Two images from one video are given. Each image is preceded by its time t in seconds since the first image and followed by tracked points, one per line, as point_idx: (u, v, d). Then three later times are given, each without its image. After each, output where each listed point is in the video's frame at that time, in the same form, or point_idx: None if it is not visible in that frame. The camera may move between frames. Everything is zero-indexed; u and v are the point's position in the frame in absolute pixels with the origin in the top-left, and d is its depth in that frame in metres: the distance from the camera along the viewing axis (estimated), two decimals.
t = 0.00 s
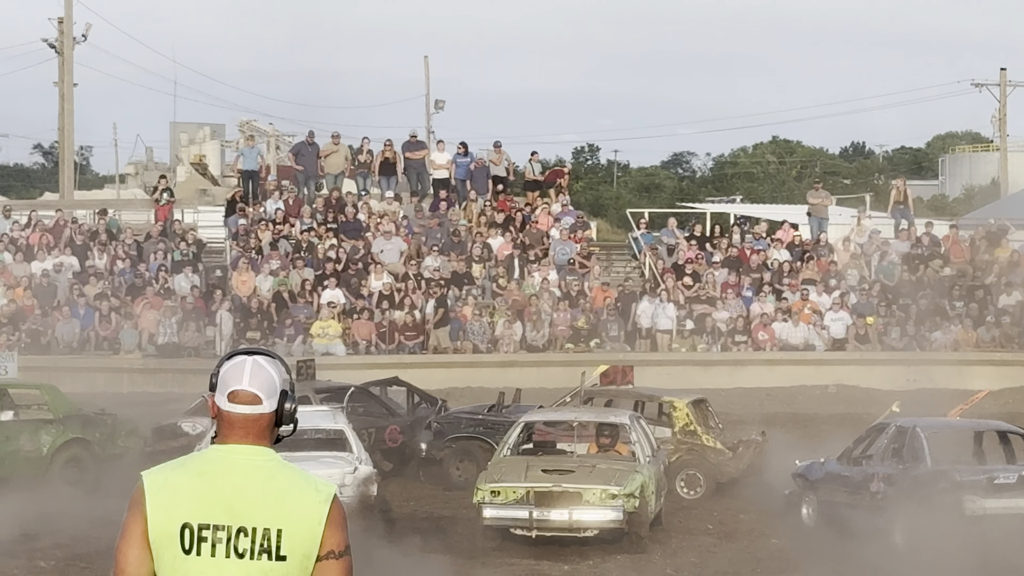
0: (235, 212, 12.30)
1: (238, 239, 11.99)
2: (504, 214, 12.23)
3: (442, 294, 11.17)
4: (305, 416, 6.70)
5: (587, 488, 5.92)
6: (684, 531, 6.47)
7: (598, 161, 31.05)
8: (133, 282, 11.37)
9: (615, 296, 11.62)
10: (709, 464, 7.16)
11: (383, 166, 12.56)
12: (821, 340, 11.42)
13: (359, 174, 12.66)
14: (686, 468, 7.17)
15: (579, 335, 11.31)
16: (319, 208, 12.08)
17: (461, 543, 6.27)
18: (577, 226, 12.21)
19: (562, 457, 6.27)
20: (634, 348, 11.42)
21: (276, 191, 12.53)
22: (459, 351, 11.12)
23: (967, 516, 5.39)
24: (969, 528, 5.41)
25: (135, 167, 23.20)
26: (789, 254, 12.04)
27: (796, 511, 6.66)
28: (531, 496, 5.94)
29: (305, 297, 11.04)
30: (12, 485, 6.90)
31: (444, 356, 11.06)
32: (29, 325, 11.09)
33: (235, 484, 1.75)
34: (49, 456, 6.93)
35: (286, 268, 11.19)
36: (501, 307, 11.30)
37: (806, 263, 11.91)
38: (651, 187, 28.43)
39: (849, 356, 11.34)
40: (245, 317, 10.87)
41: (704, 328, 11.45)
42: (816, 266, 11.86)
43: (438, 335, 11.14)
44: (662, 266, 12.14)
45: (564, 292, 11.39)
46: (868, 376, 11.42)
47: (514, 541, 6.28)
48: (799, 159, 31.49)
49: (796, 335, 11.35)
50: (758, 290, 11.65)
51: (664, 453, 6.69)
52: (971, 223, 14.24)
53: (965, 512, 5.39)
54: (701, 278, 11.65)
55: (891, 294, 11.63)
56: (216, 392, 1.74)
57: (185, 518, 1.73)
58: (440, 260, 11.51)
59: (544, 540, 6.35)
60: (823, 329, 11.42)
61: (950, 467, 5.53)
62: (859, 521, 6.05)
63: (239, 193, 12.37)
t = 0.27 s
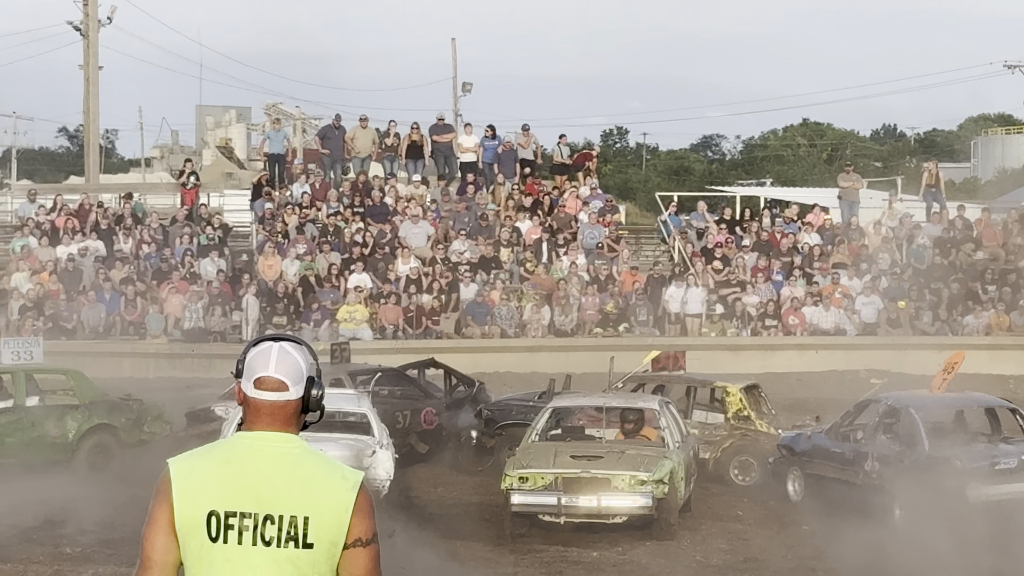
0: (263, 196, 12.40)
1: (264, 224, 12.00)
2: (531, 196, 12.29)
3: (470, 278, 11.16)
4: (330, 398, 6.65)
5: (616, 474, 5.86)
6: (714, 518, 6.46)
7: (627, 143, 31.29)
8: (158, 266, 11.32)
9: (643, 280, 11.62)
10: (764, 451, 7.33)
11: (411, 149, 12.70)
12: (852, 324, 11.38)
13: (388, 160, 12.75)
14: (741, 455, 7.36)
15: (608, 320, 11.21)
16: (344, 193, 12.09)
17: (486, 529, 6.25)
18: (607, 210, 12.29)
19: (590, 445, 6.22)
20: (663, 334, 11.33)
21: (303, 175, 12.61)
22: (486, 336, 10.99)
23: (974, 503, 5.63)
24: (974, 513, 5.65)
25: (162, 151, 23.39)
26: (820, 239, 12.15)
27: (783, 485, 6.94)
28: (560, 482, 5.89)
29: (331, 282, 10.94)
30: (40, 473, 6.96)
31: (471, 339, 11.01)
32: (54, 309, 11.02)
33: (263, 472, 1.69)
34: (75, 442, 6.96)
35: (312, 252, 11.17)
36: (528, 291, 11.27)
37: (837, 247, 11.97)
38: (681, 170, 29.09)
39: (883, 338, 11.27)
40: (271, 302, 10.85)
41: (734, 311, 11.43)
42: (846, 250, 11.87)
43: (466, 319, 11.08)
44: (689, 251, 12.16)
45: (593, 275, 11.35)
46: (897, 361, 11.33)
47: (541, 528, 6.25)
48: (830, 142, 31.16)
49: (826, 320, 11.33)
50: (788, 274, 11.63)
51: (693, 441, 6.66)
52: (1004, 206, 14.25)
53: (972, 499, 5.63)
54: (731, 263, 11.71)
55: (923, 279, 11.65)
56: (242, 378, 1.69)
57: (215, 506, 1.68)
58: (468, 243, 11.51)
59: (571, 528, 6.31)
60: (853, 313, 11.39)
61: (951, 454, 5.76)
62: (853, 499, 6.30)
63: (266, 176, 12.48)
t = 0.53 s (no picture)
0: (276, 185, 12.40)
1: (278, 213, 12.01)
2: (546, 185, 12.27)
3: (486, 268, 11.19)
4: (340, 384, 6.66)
5: (630, 465, 5.86)
6: (729, 509, 6.47)
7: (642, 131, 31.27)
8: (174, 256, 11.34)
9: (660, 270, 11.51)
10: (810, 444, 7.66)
11: (425, 138, 12.71)
12: (865, 314, 11.36)
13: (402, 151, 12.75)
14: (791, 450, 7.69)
15: (623, 310, 11.25)
16: (358, 182, 12.11)
17: (501, 518, 6.26)
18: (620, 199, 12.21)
19: (606, 435, 6.21)
20: (679, 325, 11.31)
21: (317, 164, 12.60)
22: (504, 328, 11.05)
23: (949, 470, 6.15)
24: (948, 479, 6.16)
25: (175, 141, 23.46)
26: (834, 228, 12.09)
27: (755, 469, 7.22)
28: (575, 473, 5.89)
29: (346, 272, 10.97)
30: (57, 464, 7.00)
31: (489, 331, 11.04)
32: (71, 300, 11.05)
33: (276, 466, 1.68)
34: (90, 433, 6.98)
35: (327, 242, 11.21)
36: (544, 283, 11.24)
37: (852, 236, 11.96)
38: (695, 159, 29.23)
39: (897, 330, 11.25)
40: (286, 292, 10.89)
41: (748, 302, 11.42)
42: (863, 241, 11.79)
43: (481, 309, 11.11)
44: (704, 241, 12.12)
45: (609, 264, 11.35)
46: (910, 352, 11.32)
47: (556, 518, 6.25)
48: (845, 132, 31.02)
49: (841, 311, 11.30)
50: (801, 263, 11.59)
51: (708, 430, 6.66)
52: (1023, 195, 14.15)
53: (946, 469, 6.15)
54: (746, 253, 11.66)
55: (939, 267, 11.58)
56: (255, 371, 1.69)
57: (226, 499, 1.67)
58: (484, 233, 11.52)
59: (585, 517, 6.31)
60: (868, 303, 11.35)
61: (926, 426, 6.27)
62: (836, 475, 6.72)
63: (280, 165, 12.49)
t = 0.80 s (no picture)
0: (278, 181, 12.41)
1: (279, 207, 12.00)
2: (547, 182, 12.28)
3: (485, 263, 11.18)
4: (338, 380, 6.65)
5: (631, 462, 5.86)
6: (731, 505, 6.47)
7: (643, 126, 31.30)
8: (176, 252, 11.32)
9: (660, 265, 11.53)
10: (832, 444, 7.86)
11: (427, 134, 12.69)
12: (867, 308, 11.35)
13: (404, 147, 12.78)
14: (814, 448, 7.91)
15: (624, 306, 11.21)
16: (359, 177, 12.12)
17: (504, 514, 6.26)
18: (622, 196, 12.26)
19: (607, 432, 6.21)
20: (679, 320, 11.31)
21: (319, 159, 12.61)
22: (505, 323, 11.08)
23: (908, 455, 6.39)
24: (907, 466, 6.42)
25: (177, 136, 23.46)
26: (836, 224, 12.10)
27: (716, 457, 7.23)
28: (576, 469, 5.89)
29: (348, 268, 10.97)
30: (58, 461, 6.98)
31: (489, 325, 11.05)
32: (73, 297, 11.05)
33: (277, 468, 1.68)
34: (92, 429, 6.97)
35: (328, 238, 11.23)
36: (543, 278, 11.23)
37: (853, 232, 11.98)
38: (696, 154, 29.32)
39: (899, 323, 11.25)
40: (288, 288, 10.89)
41: (750, 297, 11.43)
42: (863, 236, 11.83)
43: (481, 304, 11.12)
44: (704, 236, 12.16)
45: (610, 259, 11.36)
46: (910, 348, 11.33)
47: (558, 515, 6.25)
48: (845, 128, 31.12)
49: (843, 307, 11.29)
50: (801, 258, 11.64)
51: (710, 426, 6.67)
52: None
53: (904, 453, 6.40)
54: (747, 248, 11.71)
55: (940, 262, 11.60)
56: (257, 372, 1.70)
57: (226, 500, 1.68)
58: (484, 228, 11.52)
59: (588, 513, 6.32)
60: (869, 297, 11.37)
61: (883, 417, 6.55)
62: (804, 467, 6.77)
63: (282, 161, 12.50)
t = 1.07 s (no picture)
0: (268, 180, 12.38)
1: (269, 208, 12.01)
2: (536, 181, 12.28)
3: (474, 263, 11.20)
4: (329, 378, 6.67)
5: (620, 462, 5.86)
6: (720, 505, 6.48)
7: (635, 127, 31.36)
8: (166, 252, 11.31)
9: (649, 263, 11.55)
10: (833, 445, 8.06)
11: (417, 135, 12.70)
12: (858, 308, 11.35)
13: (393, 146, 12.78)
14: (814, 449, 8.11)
15: (614, 306, 11.25)
16: (349, 177, 12.10)
17: (492, 514, 6.28)
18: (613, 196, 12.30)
19: (596, 432, 6.21)
20: (668, 320, 11.30)
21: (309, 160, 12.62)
22: (496, 323, 11.10)
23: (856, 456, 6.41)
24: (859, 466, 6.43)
25: (169, 136, 23.44)
26: (826, 224, 12.14)
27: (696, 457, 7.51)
28: (566, 470, 5.89)
29: (338, 268, 10.98)
30: (47, 462, 6.99)
31: (477, 324, 11.06)
32: (64, 298, 11.08)
33: (270, 467, 1.68)
34: (81, 430, 6.99)
35: (318, 238, 11.24)
36: (532, 278, 11.30)
37: (843, 232, 12.00)
38: (689, 154, 29.43)
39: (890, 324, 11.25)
40: (278, 288, 10.89)
41: (739, 297, 11.44)
42: (854, 237, 11.85)
43: (471, 304, 11.14)
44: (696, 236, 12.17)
45: (599, 259, 11.38)
46: (903, 347, 11.36)
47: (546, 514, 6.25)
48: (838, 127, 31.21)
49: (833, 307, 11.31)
50: (791, 259, 11.67)
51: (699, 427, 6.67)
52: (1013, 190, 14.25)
53: (849, 453, 6.42)
54: (737, 248, 11.73)
55: (931, 262, 11.63)
56: (247, 372, 1.68)
57: (218, 501, 1.67)
58: (473, 228, 11.53)
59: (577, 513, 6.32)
60: (859, 296, 11.38)
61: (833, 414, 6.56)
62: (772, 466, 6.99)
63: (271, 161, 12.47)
